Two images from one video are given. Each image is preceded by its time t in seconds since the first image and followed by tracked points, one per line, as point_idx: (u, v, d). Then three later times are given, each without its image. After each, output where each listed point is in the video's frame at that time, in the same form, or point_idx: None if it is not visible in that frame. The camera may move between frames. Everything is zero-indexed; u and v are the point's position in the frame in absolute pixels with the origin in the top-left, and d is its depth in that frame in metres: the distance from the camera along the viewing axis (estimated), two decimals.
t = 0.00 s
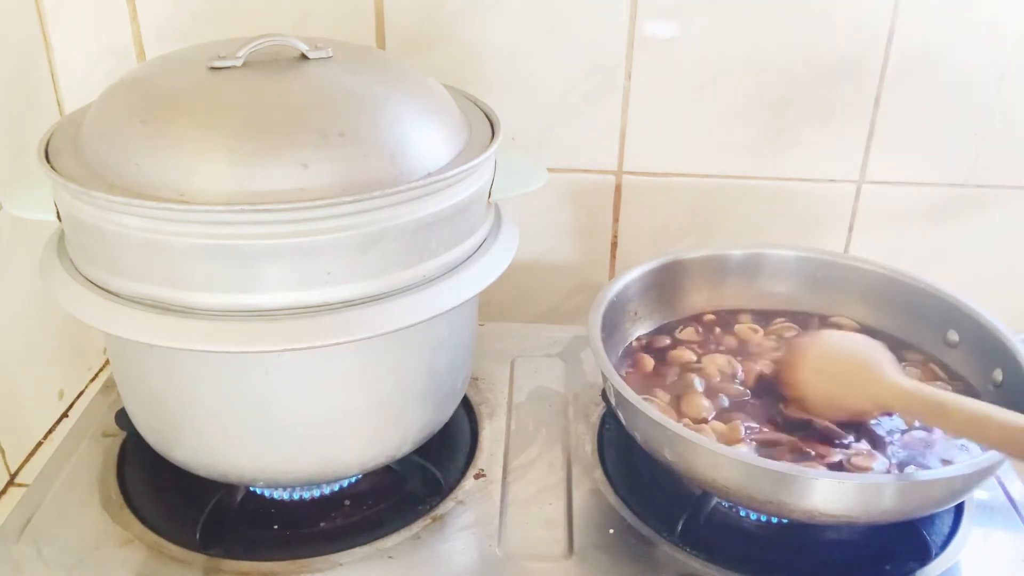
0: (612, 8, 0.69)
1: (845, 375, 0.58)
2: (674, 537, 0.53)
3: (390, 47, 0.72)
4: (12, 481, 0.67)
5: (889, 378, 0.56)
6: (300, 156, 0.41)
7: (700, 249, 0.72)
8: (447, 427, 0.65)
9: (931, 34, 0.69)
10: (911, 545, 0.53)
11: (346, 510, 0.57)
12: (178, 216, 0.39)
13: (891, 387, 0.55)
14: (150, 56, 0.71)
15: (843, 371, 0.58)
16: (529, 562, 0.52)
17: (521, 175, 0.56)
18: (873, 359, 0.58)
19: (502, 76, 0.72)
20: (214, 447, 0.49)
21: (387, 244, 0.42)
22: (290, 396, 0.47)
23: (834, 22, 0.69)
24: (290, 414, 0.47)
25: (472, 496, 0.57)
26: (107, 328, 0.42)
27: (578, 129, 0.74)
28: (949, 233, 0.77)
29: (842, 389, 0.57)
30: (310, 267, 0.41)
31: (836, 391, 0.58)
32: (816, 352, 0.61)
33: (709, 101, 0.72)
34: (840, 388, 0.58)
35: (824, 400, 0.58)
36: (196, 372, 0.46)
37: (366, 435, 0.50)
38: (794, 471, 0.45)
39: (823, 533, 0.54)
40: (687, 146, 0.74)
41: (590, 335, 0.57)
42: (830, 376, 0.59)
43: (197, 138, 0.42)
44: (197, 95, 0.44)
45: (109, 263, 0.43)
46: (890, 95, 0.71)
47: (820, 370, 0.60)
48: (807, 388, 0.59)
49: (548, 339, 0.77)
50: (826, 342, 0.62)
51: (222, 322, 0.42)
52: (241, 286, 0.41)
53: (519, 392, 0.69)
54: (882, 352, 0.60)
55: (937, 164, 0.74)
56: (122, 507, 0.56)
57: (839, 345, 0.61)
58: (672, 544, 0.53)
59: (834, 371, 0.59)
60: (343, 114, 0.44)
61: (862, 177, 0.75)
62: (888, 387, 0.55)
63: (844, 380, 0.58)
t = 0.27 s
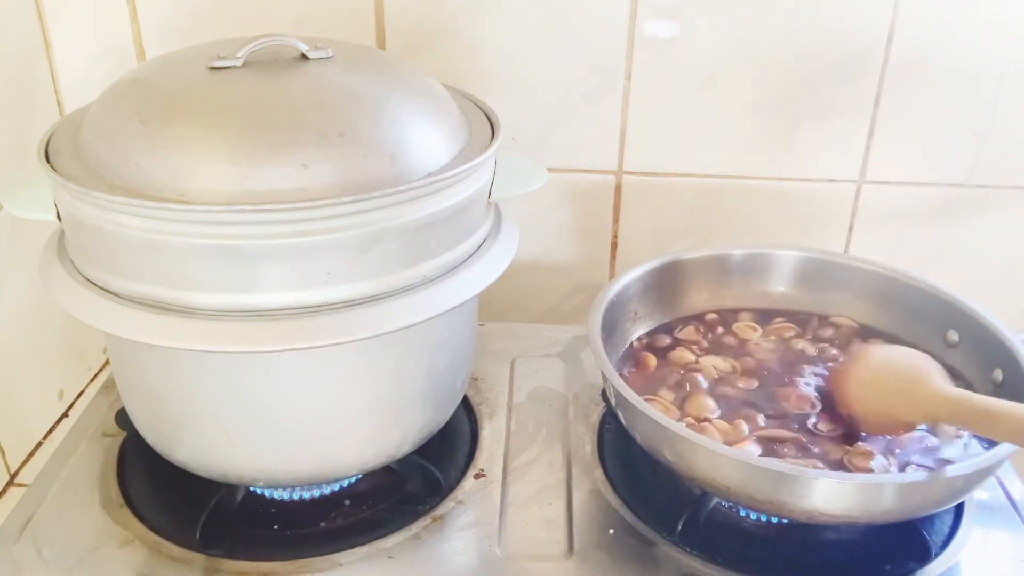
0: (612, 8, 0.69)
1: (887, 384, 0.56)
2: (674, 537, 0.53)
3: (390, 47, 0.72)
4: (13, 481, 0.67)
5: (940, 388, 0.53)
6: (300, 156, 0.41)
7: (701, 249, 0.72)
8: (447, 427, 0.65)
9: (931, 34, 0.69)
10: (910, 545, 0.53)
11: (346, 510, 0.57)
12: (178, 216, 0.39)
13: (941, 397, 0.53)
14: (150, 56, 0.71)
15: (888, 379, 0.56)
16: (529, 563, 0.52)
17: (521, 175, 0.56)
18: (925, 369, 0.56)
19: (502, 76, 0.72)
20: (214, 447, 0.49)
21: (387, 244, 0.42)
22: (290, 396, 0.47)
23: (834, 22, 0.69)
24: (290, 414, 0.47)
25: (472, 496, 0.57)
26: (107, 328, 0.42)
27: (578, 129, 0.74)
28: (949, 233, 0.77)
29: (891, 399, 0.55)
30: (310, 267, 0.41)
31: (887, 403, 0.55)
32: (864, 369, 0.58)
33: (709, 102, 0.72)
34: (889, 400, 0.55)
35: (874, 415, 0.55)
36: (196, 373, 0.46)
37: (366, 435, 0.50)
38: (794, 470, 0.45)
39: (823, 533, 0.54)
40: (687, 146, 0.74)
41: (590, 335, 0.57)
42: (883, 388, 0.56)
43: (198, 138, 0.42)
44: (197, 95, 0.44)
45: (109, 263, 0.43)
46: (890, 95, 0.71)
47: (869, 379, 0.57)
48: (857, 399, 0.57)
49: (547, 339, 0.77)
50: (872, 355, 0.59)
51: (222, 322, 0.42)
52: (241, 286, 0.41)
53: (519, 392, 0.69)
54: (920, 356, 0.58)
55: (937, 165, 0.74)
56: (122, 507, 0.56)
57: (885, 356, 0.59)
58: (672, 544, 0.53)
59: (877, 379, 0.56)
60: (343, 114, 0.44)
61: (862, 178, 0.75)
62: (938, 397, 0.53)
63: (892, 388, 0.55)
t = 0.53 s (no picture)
0: (612, 8, 0.69)
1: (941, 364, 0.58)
2: (674, 537, 0.53)
3: (390, 47, 0.72)
4: (13, 481, 0.67)
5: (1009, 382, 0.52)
6: (300, 156, 0.41)
7: (701, 249, 0.72)
8: (447, 427, 0.65)
9: (931, 34, 0.69)
10: (910, 545, 0.53)
11: (346, 510, 0.57)
12: (178, 216, 0.39)
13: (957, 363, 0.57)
14: (150, 56, 0.71)
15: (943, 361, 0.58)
16: (529, 563, 0.52)
17: (521, 175, 0.56)
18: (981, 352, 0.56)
19: (502, 76, 0.72)
20: (214, 447, 0.49)
21: (387, 244, 0.42)
22: (290, 395, 0.47)
23: (834, 22, 0.69)
24: (290, 414, 0.47)
25: (472, 496, 0.57)
26: (107, 328, 0.42)
27: (579, 129, 0.74)
28: (949, 234, 0.77)
29: (944, 383, 0.57)
30: (310, 267, 0.41)
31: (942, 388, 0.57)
32: (927, 358, 0.59)
33: (709, 102, 0.72)
34: (941, 384, 0.57)
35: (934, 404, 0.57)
36: (197, 373, 0.46)
37: (366, 435, 0.50)
38: (794, 471, 0.45)
39: (823, 533, 0.54)
40: (687, 146, 0.74)
41: (590, 335, 0.57)
42: (938, 378, 0.58)
43: (198, 138, 0.42)
44: (197, 95, 0.44)
45: (109, 263, 0.43)
46: (890, 95, 0.71)
47: (931, 369, 0.58)
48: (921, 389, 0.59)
49: (547, 339, 0.77)
50: (934, 343, 0.60)
51: (222, 322, 0.42)
52: (242, 286, 0.41)
53: (519, 392, 0.69)
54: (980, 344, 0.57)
55: (938, 165, 0.74)
56: (122, 507, 0.56)
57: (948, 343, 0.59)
58: (672, 544, 0.53)
59: (938, 370, 0.58)
60: (344, 114, 0.44)
61: (862, 178, 0.75)
62: (964, 365, 0.56)
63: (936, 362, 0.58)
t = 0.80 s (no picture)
0: (612, 8, 0.69)
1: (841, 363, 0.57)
2: (674, 537, 0.53)
3: (390, 47, 0.72)
4: (13, 480, 0.67)
5: (873, 364, 0.55)
6: (300, 156, 0.41)
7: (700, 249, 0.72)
8: (447, 427, 0.65)
9: (930, 34, 0.69)
10: (910, 545, 0.53)
11: (346, 510, 0.57)
12: (178, 216, 0.39)
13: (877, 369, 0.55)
14: (150, 56, 0.71)
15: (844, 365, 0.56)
16: (529, 563, 0.52)
17: (521, 175, 0.56)
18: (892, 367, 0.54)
19: (502, 76, 0.72)
20: (214, 447, 0.49)
21: (387, 244, 0.42)
22: (291, 395, 0.47)
23: (834, 22, 0.69)
24: (290, 414, 0.47)
25: (472, 496, 0.57)
26: (107, 328, 0.42)
27: (579, 129, 0.74)
28: (949, 234, 0.77)
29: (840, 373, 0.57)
30: (311, 267, 0.41)
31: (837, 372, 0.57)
32: (809, 342, 0.60)
33: (709, 102, 0.72)
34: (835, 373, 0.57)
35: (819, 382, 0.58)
36: (197, 373, 0.46)
37: (367, 435, 0.50)
38: (794, 471, 0.45)
39: (823, 533, 0.54)
40: (688, 146, 0.74)
41: (590, 335, 0.57)
42: (827, 361, 0.58)
43: (198, 138, 0.42)
44: (197, 95, 0.44)
45: (109, 263, 0.43)
46: (890, 95, 0.71)
47: (814, 352, 0.59)
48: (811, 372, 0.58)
49: (548, 339, 0.77)
50: (814, 334, 0.60)
51: (222, 322, 0.42)
52: (241, 286, 0.41)
53: (519, 392, 0.69)
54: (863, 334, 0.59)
55: (937, 165, 0.74)
56: (122, 507, 0.56)
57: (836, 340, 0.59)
58: (672, 544, 0.53)
59: (822, 351, 0.58)
60: (344, 114, 0.44)
61: (862, 178, 0.75)
62: (870, 365, 0.55)
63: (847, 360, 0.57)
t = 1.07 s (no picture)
0: (612, 8, 0.69)
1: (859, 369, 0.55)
2: (674, 537, 0.53)
3: (390, 47, 0.72)
4: (13, 480, 0.67)
5: (904, 372, 0.53)
6: (300, 156, 0.41)
7: (700, 249, 0.72)
8: (447, 427, 0.65)
9: (930, 34, 0.69)
10: (910, 545, 0.53)
11: (346, 510, 0.57)
12: (178, 216, 0.39)
13: (902, 379, 0.53)
14: (150, 57, 0.71)
15: (859, 364, 0.56)
16: (529, 563, 0.52)
17: (521, 175, 0.56)
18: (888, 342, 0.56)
19: (502, 76, 0.72)
20: (214, 448, 0.49)
21: (387, 244, 0.42)
22: (290, 395, 0.47)
23: (834, 22, 0.69)
24: (290, 414, 0.47)
25: (472, 496, 0.57)
26: (107, 328, 0.42)
27: (579, 129, 0.74)
28: (949, 234, 0.77)
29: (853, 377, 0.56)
30: (311, 267, 0.41)
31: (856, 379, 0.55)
32: (825, 339, 0.58)
33: (709, 102, 0.72)
34: (843, 375, 0.56)
35: (837, 386, 0.56)
36: (197, 373, 0.46)
37: (367, 435, 0.50)
38: (794, 470, 0.45)
39: (823, 533, 0.54)
40: (688, 146, 0.74)
41: (590, 335, 0.57)
42: (842, 365, 0.56)
43: (198, 138, 0.42)
44: (197, 95, 0.44)
45: (109, 264, 0.43)
46: (890, 95, 0.71)
47: (835, 356, 0.57)
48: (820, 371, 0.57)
49: (548, 339, 0.77)
50: (833, 328, 0.58)
51: (222, 322, 0.42)
52: (241, 286, 0.41)
53: (519, 392, 0.69)
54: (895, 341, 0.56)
55: (937, 165, 0.74)
56: (122, 507, 0.56)
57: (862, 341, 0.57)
58: (672, 544, 0.53)
59: (843, 358, 0.57)
60: (344, 114, 0.44)
61: (862, 178, 0.75)
62: (895, 376, 0.54)
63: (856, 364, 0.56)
